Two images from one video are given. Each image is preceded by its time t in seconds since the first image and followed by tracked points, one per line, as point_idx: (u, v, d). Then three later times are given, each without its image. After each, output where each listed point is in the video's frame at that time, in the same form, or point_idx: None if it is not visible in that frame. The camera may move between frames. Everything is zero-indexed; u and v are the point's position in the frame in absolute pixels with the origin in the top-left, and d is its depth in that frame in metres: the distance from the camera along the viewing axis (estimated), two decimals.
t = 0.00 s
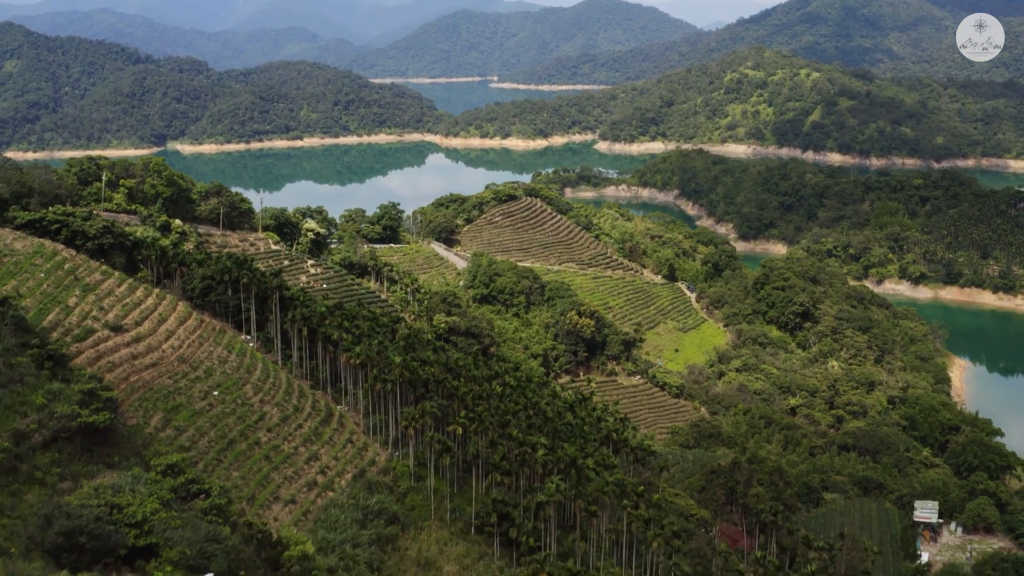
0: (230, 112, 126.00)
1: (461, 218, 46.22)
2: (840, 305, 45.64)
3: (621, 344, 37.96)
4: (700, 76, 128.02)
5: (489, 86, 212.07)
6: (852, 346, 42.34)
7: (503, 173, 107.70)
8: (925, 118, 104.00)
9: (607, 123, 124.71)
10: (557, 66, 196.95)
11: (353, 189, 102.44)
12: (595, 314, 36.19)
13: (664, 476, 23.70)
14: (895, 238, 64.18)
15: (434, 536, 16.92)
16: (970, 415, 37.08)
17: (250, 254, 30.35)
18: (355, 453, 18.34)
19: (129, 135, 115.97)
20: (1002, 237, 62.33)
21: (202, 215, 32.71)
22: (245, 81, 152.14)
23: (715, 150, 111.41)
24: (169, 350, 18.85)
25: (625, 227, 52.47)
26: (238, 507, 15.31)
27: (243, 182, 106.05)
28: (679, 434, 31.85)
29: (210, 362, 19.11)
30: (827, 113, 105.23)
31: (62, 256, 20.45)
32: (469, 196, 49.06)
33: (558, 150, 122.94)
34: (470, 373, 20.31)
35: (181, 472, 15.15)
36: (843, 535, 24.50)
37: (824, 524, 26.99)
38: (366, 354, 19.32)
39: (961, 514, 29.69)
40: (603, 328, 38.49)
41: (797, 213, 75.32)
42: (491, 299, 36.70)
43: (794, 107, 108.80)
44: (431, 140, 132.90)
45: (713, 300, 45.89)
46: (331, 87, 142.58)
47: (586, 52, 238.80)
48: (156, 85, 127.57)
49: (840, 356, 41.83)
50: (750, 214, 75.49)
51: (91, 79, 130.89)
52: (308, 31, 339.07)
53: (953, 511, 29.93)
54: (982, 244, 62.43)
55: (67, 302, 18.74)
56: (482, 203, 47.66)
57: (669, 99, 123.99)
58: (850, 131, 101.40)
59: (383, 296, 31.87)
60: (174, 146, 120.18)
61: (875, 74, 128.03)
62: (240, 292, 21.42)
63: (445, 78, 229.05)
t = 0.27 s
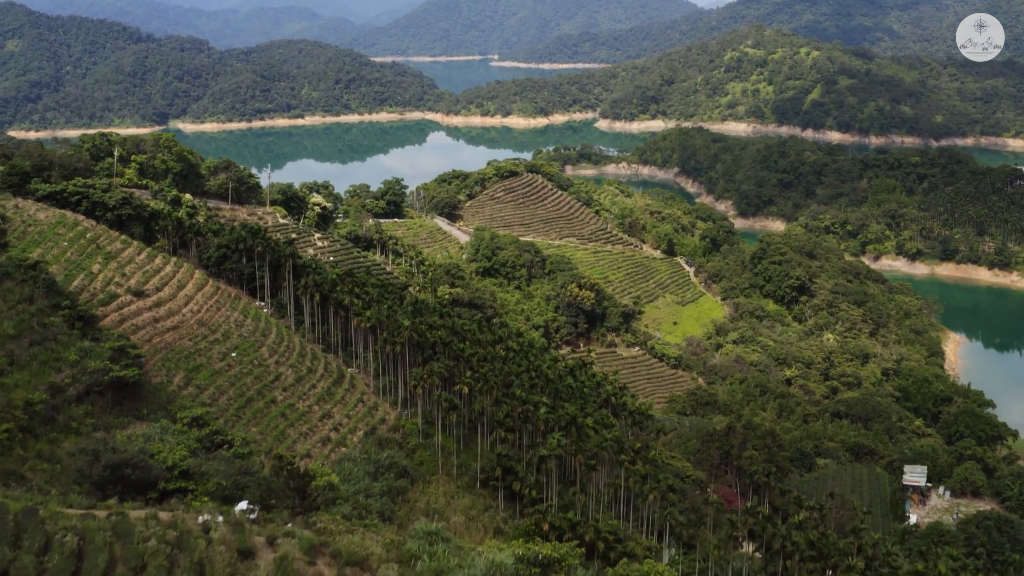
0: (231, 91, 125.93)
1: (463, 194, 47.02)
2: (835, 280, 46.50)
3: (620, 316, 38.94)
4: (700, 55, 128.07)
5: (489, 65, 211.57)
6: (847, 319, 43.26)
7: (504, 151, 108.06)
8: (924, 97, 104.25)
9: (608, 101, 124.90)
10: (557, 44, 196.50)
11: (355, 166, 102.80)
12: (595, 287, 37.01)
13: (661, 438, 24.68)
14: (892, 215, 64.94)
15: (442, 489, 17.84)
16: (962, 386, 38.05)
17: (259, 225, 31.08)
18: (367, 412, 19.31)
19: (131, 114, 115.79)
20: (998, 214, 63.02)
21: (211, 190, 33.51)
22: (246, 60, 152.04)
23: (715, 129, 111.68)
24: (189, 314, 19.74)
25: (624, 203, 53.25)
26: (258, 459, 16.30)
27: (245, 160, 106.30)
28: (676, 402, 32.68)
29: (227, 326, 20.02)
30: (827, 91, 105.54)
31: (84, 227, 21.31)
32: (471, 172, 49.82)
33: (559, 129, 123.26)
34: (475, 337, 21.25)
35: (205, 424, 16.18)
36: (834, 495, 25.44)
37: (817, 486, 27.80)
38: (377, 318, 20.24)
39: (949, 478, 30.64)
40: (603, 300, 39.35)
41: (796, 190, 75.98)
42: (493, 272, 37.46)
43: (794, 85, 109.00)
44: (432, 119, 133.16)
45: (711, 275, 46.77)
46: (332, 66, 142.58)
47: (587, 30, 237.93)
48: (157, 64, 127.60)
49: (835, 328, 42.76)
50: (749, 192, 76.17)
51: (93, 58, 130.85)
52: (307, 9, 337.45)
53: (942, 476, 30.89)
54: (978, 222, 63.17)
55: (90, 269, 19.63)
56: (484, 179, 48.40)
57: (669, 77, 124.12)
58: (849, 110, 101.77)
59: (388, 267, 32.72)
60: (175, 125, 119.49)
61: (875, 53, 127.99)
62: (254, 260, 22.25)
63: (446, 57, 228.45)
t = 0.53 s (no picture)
0: (233, 70, 126.03)
1: (466, 170, 47.78)
2: (832, 255, 47.34)
3: (620, 289, 39.87)
4: (701, 33, 128.13)
5: (489, 44, 211.24)
6: (842, 293, 44.14)
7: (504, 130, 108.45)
8: (924, 76, 104.53)
9: (609, 80, 125.11)
10: (558, 23, 196.03)
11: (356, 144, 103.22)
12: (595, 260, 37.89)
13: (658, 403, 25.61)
14: (890, 192, 65.68)
15: (450, 445, 18.72)
16: (954, 359, 38.95)
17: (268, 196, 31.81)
18: (377, 373, 20.29)
19: (133, 93, 115.88)
20: (994, 191, 63.68)
21: (220, 165, 34.30)
22: (247, 39, 151.99)
23: (716, 107, 111.95)
24: (207, 280, 20.64)
25: (624, 179, 54.05)
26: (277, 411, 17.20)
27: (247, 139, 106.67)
28: (674, 371, 33.60)
29: (243, 291, 20.94)
30: (827, 70, 105.84)
31: (104, 198, 22.12)
32: (473, 149, 50.56)
33: (560, 107, 123.53)
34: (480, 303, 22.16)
35: (228, 378, 17.00)
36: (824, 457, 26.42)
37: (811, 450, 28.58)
38: (386, 284, 21.14)
39: (938, 444, 31.51)
40: (603, 274, 40.28)
41: (795, 167, 76.58)
42: (496, 245, 38.36)
43: (794, 64, 109.25)
44: (433, 98, 133.45)
45: (710, 250, 47.61)
46: (333, 44, 142.58)
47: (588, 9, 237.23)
48: (159, 44, 127.63)
49: (831, 302, 43.64)
50: (749, 169, 76.84)
51: (94, 38, 130.83)
52: None
53: (931, 441, 31.75)
54: (974, 199, 63.89)
55: (112, 237, 20.45)
56: (486, 156, 49.16)
57: (670, 56, 124.28)
58: (849, 89, 102.17)
59: (393, 239, 33.56)
60: (177, 104, 119.53)
61: (875, 32, 127.98)
62: (268, 230, 23.13)
63: (446, 35, 227.88)
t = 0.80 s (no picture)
0: (234, 49, 126.18)
1: (468, 146, 48.51)
2: (828, 230, 48.14)
3: (620, 262, 40.77)
4: (701, 12, 128.06)
5: (490, 23, 210.66)
6: (838, 267, 45.02)
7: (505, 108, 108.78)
8: (924, 55, 104.72)
9: (609, 59, 125.21)
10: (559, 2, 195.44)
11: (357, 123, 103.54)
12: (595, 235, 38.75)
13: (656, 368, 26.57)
14: (888, 169, 66.36)
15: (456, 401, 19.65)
16: (947, 332, 39.86)
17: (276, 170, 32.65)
18: (386, 336, 21.25)
19: (135, 72, 115.95)
20: (991, 169, 64.29)
21: (228, 140, 35.09)
22: (248, 19, 151.86)
23: (716, 86, 112.08)
24: (223, 247, 21.55)
25: (625, 156, 54.77)
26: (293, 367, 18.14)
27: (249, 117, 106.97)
28: (672, 340, 34.55)
29: (257, 258, 21.85)
30: (827, 49, 106.06)
31: (122, 169, 22.98)
32: (476, 126, 51.26)
33: (561, 86, 123.71)
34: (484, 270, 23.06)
35: (247, 338, 17.97)
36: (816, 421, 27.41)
37: (805, 414, 29.44)
38: (394, 251, 22.08)
39: (928, 410, 32.40)
40: (603, 247, 41.14)
41: (794, 145, 77.11)
42: (498, 220, 39.18)
43: (794, 43, 109.41)
44: (434, 77, 133.72)
45: (708, 225, 48.44)
46: (334, 23, 142.49)
47: None
48: (160, 23, 127.64)
49: (827, 276, 44.52)
50: (748, 147, 77.46)
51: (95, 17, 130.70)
52: None
53: (921, 408, 32.70)
54: (971, 176, 64.53)
55: (132, 206, 21.37)
56: (488, 132, 49.86)
57: (670, 35, 124.38)
58: (848, 68, 102.45)
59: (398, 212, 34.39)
60: (179, 83, 119.77)
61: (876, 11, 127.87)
62: (279, 200, 24.02)
63: (447, 15, 227.14)
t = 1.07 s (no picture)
0: (236, 29, 126.12)
1: (470, 123, 49.25)
2: (825, 205, 48.92)
3: (619, 236, 41.68)
4: None
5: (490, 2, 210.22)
6: (834, 242, 45.86)
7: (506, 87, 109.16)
8: (923, 35, 104.91)
9: (610, 38, 125.34)
10: None
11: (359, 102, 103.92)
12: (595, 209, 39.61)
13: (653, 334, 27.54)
14: (885, 147, 67.05)
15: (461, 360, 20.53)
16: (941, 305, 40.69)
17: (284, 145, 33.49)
18: (395, 300, 22.17)
19: (137, 51, 115.89)
20: (988, 146, 64.82)
21: (236, 116, 35.86)
22: None
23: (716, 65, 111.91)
24: (238, 215, 22.46)
25: (625, 132, 55.50)
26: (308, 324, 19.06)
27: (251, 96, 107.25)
28: (670, 310, 35.47)
29: (270, 226, 22.74)
30: (827, 28, 106.36)
31: (139, 142, 23.83)
32: (477, 103, 51.95)
33: (561, 65, 123.83)
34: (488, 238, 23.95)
35: (263, 299, 18.90)
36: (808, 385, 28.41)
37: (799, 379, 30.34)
38: (401, 219, 22.95)
39: (918, 378, 33.24)
40: (603, 221, 41.98)
41: (793, 122, 77.64)
42: (500, 194, 39.97)
43: (794, 22, 109.63)
44: (435, 55, 134.05)
45: (706, 200, 49.25)
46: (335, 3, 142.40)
47: None
48: (161, 3, 127.73)
49: (823, 250, 45.38)
50: (747, 125, 78.11)
51: None
52: None
53: (912, 376, 33.58)
54: (967, 153, 65.15)
55: (149, 176, 22.25)
56: (489, 109, 50.58)
57: (670, 14, 124.45)
58: (847, 47, 102.79)
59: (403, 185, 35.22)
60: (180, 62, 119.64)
61: None
62: (290, 171, 24.87)
63: None
